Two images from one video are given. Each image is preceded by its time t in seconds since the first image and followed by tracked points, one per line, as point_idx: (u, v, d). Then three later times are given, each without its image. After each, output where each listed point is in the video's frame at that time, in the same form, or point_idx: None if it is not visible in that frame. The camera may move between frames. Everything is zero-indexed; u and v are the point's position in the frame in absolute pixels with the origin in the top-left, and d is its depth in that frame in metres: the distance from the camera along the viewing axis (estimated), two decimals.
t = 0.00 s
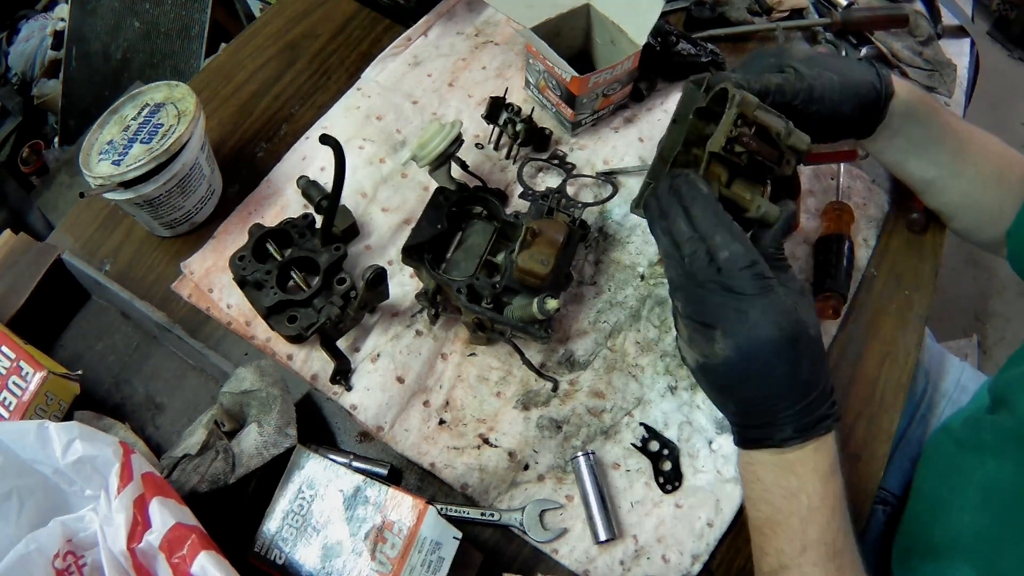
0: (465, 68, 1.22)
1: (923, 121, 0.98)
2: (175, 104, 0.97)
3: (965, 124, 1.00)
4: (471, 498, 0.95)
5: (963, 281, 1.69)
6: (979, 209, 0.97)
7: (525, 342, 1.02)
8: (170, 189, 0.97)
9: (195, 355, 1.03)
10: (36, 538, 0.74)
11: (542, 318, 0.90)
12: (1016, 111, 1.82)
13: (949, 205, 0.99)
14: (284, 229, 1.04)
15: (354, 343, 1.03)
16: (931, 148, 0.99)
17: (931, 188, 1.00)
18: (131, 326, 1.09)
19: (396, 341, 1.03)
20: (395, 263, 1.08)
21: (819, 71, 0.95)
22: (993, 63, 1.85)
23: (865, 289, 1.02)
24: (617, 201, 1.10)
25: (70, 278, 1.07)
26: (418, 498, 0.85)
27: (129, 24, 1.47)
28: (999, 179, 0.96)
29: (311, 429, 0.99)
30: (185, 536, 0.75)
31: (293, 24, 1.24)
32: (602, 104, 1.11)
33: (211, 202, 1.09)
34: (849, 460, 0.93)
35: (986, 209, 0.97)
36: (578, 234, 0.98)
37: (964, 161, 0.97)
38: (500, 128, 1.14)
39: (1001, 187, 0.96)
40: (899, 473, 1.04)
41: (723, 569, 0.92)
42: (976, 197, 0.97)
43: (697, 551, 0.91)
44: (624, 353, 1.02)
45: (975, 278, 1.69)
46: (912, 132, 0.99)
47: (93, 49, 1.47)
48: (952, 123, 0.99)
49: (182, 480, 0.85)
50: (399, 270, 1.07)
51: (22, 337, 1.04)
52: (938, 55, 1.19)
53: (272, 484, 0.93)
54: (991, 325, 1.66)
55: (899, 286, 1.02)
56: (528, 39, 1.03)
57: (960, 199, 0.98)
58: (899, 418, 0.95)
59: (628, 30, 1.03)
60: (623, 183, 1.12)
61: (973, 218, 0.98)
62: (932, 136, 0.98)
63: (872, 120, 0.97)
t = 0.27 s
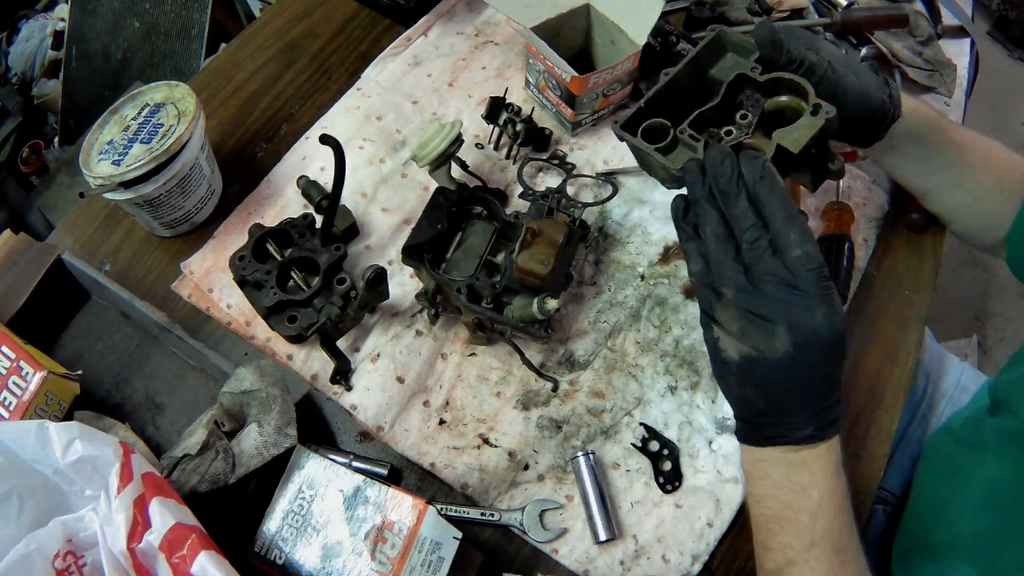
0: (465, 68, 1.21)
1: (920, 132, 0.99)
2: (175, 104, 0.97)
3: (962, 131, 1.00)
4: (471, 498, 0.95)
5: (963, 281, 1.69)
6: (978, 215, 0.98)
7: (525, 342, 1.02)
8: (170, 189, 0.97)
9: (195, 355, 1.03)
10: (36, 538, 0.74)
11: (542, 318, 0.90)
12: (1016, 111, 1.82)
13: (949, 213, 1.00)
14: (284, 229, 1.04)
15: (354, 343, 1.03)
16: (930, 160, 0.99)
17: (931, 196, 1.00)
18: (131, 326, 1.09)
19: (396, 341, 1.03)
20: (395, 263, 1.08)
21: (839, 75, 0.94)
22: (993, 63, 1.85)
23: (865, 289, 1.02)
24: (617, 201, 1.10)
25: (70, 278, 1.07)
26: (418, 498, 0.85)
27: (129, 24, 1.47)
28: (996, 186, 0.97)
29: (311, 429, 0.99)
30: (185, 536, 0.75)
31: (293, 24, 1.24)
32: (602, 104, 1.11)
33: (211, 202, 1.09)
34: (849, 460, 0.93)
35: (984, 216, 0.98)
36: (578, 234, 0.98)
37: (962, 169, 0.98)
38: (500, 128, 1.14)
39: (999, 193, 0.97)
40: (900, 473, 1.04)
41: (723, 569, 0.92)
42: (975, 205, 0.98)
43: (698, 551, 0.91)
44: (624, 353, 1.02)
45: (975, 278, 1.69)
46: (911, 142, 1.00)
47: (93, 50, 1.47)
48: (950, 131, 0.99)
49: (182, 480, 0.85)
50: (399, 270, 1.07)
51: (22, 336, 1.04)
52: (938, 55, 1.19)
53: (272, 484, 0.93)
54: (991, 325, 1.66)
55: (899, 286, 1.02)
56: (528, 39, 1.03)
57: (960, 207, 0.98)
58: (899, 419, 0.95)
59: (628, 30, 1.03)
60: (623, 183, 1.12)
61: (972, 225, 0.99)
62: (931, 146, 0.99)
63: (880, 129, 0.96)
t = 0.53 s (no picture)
0: (465, 68, 1.22)
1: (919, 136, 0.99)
2: (175, 105, 0.97)
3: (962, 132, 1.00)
4: (471, 498, 0.95)
5: (963, 280, 1.69)
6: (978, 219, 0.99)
7: (525, 342, 1.02)
8: (170, 189, 0.97)
9: (195, 355, 1.03)
10: (36, 538, 0.74)
11: (542, 318, 0.90)
12: (1016, 111, 1.82)
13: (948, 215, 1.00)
14: (284, 229, 1.04)
15: (354, 343, 1.03)
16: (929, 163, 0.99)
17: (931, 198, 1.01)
18: (131, 326, 1.09)
19: (396, 341, 1.03)
20: (395, 263, 1.08)
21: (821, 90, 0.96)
22: (993, 63, 1.85)
23: (865, 289, 1.02)
24: (617, 201, 1.10)
25: (70, 278, 1.07)
26: (418, 498, 0.85)
27: (129, 24, 1.47)
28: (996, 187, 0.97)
29: (311, 428, 0.99)
30: (185, 536, 0.75)
31: (293, 24, 1.24)
32: (602, 104, 1.11)
33: (211, 202, 1.09)
34: (849, 461, 0.93)
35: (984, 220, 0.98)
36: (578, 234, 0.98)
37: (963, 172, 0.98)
38: (499, 128, 1.14)
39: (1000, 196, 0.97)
40: (900, 473, 1.04)
41: (723, 569, 0.92)
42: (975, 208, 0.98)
43: (698, 551, 0.91)
44: (624, 353, 1.02)
45: (976, 278, 1.69)
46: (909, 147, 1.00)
47: (93, 50, 1.47)
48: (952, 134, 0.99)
49: (182, 480, 0.85)
50: (399, 270, 1.07)
51: (22, 336, 1.04)
52: (937, 54, 1.19)
53: (272, 484, 0.93)
54: (991, 325, 1.66)
55: (899, 286, 1.02)
56: (528, 39, 1.03)
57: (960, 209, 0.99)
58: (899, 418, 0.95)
59: (628, 30, 1.03)
60: (623, 182, 1.12)
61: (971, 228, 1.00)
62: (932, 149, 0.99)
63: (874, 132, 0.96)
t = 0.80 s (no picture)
0: (465, 68, 1.22)
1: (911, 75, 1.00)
2: (175, 105, 0.97)
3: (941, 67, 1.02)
4: (471, 498, 0.95)
5: (964, 280, 1.69)
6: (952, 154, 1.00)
7: (525, 342, 1.02)
8: (170, 189, 0.97)
9: (195, 355, 1.03)
10: (36, 538, 0.74)
11: (542, 318, 0.90)
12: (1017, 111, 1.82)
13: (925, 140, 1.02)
14: (284, 229, 1.04)
15: (354, 343, 1.03)
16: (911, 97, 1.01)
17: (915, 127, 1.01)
18: (131, 326, 1.09)
19: (396, 341, 1.03)
20: (395, 263, 1.08)
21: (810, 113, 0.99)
22: (993, 63, 1.85)
23: (865, 289, 1.02)
24: (617, 202, 1.10)
25: (70, 278, 1.07)
26: (418, 498, 0.85)
27: (129, 24, 1.47)
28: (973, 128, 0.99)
29: (311, 429, 0.99)
30: (185, 536, 0.75)
31: (293, 24, 1.24)
32: (602, 105, 1.11)
33: (211, 202, 1.09)
34: (848, 460, 0.93)
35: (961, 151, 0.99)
36: (578, 234, 0.98)
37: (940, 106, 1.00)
38: (499, 128, 1.14)
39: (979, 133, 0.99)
40: (899, 472, 1.04)
41: (723, 569, 0.92)
42: (945, 147, 1.00)
43: (698, 551, 0.91)
44: (624, 353, 1.02)
45: (976, 278, 1.69)
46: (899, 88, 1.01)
47: (93, 50, 1.47)
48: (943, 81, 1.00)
49: (182, 480, 0.85)
50: (399, 270, 1.07)
51: (21, 336, 1.04)
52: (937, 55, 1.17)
53: (272, 484, 0.93)
54: (991, 325, 1.66)
55: (898, 286, 1.02)
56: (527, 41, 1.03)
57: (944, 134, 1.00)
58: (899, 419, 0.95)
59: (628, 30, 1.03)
60: (623, 183, 1.12)
61: (949, 171, 1.01)
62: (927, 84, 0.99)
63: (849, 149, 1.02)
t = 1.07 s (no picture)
0: (465, 68, 1.22)
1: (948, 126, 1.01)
2: (175, 105, 0.97)
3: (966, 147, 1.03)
4: (471, 498, 0.95)
5: (964, 280, 1.69)
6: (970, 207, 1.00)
7: (525, 342, 1.02)
8: (170, 189, 0.97)
9: (195, 355, 1.03)
10: (36, 537, 0.74)
11: (542, 318, 0.90)
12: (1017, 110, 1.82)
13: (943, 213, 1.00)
14: (284, 229, 1.04)
15: (354, 343, 1.03)
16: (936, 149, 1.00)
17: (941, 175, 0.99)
18: (131, 326, 1.09)
19: (396, 341, 1.03)
20: (395, 263, 1.08)
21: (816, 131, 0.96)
22: (993, 63, 1.85)
23: (865, 289, 1.02)
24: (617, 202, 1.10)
25: (70, 278, 1.07)
26: (418, 498, 0.85)
27: (128, 24, 1.47)
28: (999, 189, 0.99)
29: (311, 428, 0.99)
30: (185, 536, 0.75)
31: (293, 24, 1.24)
32: (602, 105, 1.11)
33: (211, 202, 1.09)
34: (849, 460, 0.93)
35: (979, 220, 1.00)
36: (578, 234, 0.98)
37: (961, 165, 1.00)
38: (500, 128, 1.14)
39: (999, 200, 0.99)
40: (898, 473, 1.04)
41: (723, 569, 0.92)
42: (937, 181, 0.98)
43: (698, 551, 0.91)
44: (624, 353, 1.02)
45: (976, 278, 1.69)
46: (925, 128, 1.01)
47: (93, 50, 1.47)
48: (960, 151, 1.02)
49: (182, 480, 0.86)
50: (399, 270, 1.07)
51: (22, 337, 1.04)
52: (938, 55, 1.18)
53: (272, 484, 0.93)
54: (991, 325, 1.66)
55: (898, 286, 1.02)
56: (527, 40, 1.03)
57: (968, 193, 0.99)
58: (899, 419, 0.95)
59: (628, 30, 1.03)
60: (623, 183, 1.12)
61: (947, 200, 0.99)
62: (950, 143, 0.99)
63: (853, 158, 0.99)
